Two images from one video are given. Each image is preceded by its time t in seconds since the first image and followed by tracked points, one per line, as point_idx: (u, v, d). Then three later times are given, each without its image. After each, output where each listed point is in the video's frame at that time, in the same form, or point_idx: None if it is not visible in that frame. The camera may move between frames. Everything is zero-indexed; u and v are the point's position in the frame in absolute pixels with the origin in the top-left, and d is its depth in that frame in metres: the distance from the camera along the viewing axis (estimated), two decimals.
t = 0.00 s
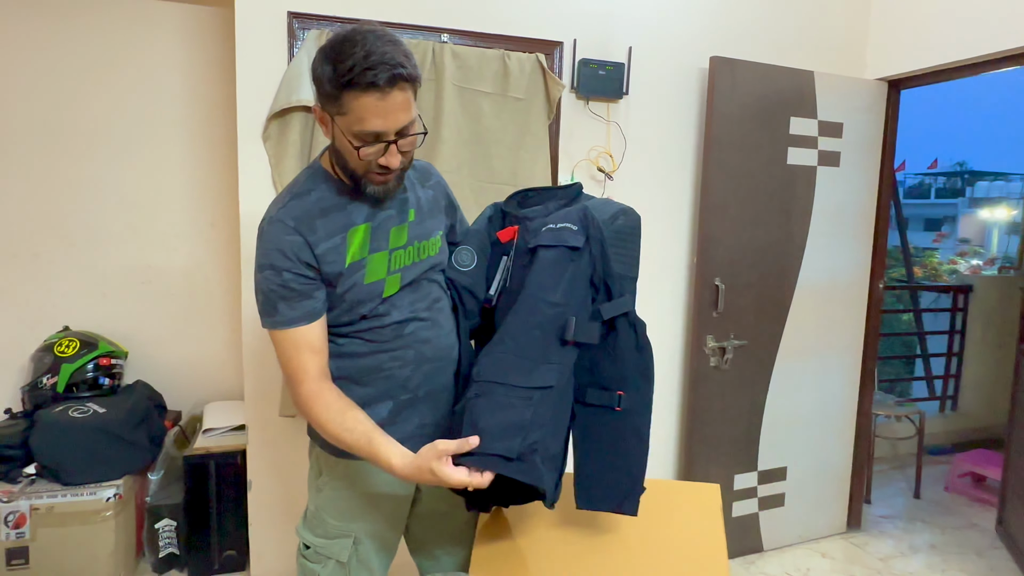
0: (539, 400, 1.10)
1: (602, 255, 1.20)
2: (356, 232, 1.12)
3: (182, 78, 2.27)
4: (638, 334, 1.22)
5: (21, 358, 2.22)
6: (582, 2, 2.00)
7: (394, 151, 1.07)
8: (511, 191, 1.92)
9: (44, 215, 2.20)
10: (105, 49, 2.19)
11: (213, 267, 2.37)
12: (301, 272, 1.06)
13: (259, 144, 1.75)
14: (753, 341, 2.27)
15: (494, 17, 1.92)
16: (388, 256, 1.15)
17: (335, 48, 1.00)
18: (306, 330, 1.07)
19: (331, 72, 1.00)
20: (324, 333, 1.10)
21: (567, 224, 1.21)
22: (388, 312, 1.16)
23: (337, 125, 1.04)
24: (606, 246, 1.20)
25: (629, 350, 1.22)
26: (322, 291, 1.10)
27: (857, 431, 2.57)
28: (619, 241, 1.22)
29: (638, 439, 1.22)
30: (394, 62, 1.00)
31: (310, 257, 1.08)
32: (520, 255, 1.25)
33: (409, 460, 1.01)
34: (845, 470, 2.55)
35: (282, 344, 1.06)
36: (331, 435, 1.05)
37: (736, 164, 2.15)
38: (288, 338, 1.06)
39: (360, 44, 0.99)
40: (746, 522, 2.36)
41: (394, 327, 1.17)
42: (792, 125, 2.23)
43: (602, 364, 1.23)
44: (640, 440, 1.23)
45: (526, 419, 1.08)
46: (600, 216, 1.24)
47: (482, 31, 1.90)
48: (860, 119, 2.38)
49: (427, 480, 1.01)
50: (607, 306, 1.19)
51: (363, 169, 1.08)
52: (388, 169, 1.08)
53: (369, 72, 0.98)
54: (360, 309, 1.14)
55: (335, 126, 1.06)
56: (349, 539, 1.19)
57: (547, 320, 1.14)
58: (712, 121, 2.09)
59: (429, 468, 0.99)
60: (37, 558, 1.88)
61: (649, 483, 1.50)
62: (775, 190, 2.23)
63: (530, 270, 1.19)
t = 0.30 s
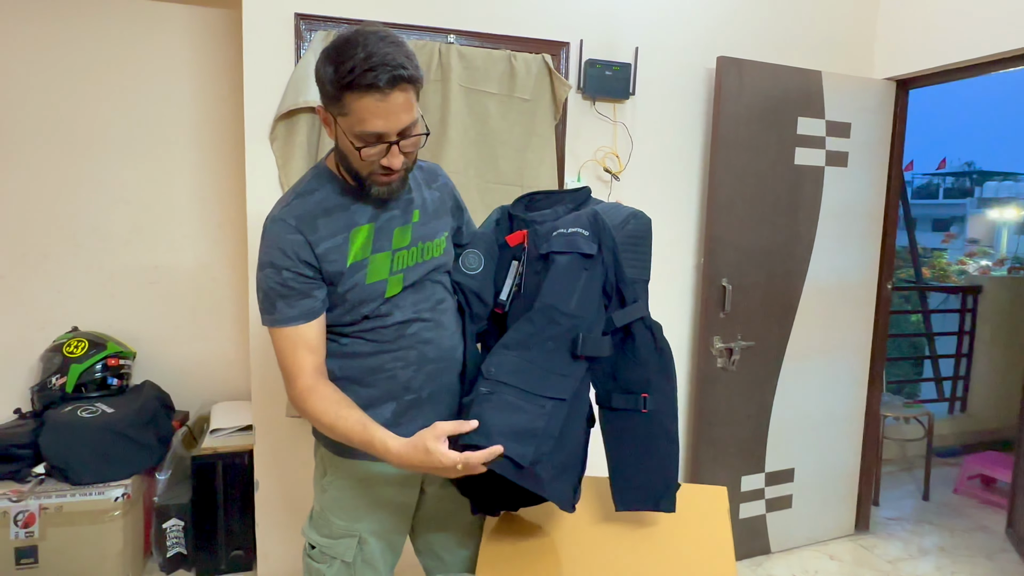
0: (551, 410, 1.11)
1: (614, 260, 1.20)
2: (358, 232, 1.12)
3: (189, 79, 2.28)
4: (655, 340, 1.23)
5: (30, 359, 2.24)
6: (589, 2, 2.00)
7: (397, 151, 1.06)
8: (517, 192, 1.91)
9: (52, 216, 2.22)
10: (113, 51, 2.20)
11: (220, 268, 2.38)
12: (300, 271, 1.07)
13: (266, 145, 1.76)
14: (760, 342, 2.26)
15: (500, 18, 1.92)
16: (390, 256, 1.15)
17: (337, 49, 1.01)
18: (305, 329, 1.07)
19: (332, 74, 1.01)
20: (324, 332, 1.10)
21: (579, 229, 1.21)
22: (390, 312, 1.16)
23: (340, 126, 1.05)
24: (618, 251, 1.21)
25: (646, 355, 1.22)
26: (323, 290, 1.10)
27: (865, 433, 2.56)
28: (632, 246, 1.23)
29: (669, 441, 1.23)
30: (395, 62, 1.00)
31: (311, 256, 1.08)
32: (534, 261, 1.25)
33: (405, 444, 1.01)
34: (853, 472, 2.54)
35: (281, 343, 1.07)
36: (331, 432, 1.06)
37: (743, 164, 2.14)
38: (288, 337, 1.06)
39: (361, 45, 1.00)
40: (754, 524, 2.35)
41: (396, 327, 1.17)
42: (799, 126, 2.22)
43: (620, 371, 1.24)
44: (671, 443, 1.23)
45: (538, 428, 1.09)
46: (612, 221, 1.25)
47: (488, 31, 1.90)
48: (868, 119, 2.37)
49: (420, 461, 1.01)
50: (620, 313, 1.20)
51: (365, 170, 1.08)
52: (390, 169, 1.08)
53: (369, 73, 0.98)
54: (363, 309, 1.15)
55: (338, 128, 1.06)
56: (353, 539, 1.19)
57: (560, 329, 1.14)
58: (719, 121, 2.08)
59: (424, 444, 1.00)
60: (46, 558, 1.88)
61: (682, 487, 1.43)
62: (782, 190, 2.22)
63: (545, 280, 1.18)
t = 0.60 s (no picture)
0: (559, 412, 1.10)
1: (617, 259, 1.20)
2: (362, 232, 1.12)
3: (197, 81, 2.29)
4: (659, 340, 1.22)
5: (40, 359, 2.25)
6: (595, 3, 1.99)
7: (399, 152, 1.07)
8: (523, 192, 1.91)
9: (62, 218, 2.23)
10: (121, 53, 2.22)
11: (227, 269, 2.39)
12: (305, 271, 1.07)
13: (272, 146, 1.77)
14: (768, 343, 2.25)
15: (507, 19, 1.92)
16: (394, 256, 1.15)
17: (338, 51, 1.01)
18: (310, 329, 1.07)
19: (333, 75, 1.01)
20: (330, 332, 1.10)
21: (582, 228, 1.21)
22: (395, 312, 1.16)
23: (342, 128, 1.05)
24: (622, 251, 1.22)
25: (649, 356, 1.22)
26: (328, 290, 1.10)
27: (873, 435, 2.54)
28: (635, 246, 1.24)
29: (666, 438, 1.24)
30: (396, 62, 1.00)
31: (315, 256, 1.08)
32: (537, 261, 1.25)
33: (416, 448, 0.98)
34: (861, 473, 2.52)
35: (289, 344, 1.07)
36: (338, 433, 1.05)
37: (750, 165, 2.13)
38: (293, 338, 1.07)
39: (361, 47, 1.00)
40: (761, 526, 2.34)
41: (402, 327, 1.17)
42: (806, 126, 2.21)
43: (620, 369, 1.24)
44: (668, 441, 1.24)
45: (547, 432, 1.08)
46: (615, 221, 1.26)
47: (494, 32, 1.90)
48: (876, 119, 2.36)
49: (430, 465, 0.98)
50: (624, 313, 1.20)
51: (367, 171, 1.08)
52: (393, 170, 1.08)
53: (370, 74, 0.98)
54: (367, 310, 1.15)
55: (340, 130, 1.06)
56: (359, 539, 1.19)
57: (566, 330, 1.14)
58: (725, 121, 2.08)
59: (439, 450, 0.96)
60: (55, 557, 1.90)
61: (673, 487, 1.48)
62: (790, 191, 2.21)
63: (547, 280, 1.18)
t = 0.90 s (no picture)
0: (571, 421, 1.11)
1: (624, 260, 1.20)
2: (369, 233, 1.13)
3: (206, 82, 2.30)
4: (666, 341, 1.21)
5: (51, 360, 2.27)
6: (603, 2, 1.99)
7: (415, 151, 1.08)
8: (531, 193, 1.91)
9: (72, 219, 2.25)
10: (131, 55, 2.23)
11: (236, 270, 2.40)
12: (314, 272, 1.07)
13: (281, 148, 1.77)
14: (777, 343, 2.24)
15: (514, 19, 1.92)
16: (402, 256, 1.15)
17: (350, 55, 1.01)
18: (321, 329, 1.07)
19: (347, 80, 1.01)
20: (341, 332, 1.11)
21: (590, 230, 1.21)
22: (403, 312, 1.17)
23: (357, 131, 1.05)
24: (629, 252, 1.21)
25: (655, 357, 1.21)
26: (337, 291, 1.11)
27: (883, 435, 2.53)
28: (643, 247, 1.23)
29: (666, 445, 1.21)
30: (410, 62, 1.01)
31: (324, 257, 1.08)
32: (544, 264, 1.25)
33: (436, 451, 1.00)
34: (871, 474, 2.50)
35: (300, 344, 1.07)
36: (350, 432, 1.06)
37: (759, 164, 2.12)
38: (303, 338, 1.07)
39: (375, 51, 1.00)
40: (770, 527, 2.33)
41: (409, 327, 1.17)
42: (815, 125, 2.20)
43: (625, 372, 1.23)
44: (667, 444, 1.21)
45: (557, 439, 1.09)
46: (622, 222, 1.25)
47: (501, 33, 1.90)
48: (886, 117, 2.34)
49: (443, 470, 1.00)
50: (632, 315, 1.19)
51: (383, 172, 1.08)
52: (409, 169, 1.09)
53: (387, 76, 0.99)
54: (375, 310, 1.15)
55: (354, 134, 1.06)
56: (367, 539, 1.19)
57: (574, 333, 1.14)
58: (734, 121, 2.07)
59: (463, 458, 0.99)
60: (67, 556, 1.91)
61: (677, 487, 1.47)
62: (799, 190, 2.20)
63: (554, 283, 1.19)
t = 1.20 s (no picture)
0: (581, 428, 1.10)
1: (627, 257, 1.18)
2: (379, 232, 1.13)
3: (215, 84, 2.31)
4: (676, 338, 1.19)
5: (63, 360, 2.29)
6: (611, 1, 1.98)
7: (431, 148, 1.09)
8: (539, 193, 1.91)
9: (83, 220, 2.26)
10: (140, 56, 2.25)
11: (245, 270, 2.41)
12: (325, 270, 1.08)
13: (290, 148, 1.78)
14: (786, 343, 2.23)
15: (522, 18, 1.91)
16: (411, 256, 1.16)
17: (365, 55, 1.02)
18: (332, 327, 1.08)
19: (364, 81, 1.03)
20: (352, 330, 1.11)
21: (592, 229, 1.19)
22: (411, 312, 1.17)
23: (373, 133, 1.06)
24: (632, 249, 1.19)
25: (666, 355, 1.19)
26: (348, 289, 1.11)
27: (894, 435, 2.50)
28: (648, 244, 1.21)
29: (691, 442, 1.20)
30: (426, 61, 1.03)
31: (334, 255, 1.09)
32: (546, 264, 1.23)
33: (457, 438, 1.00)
34: (882, 475, 2.48)
35: (311, 343, 1.07)
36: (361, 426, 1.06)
37: (768, 162, 2.11)
38: (315, 335, 1.07)
39: (390, 51, 1.01)
40: (780, 527, 2.32)
41: (418, 327, 1.17)
42: (825, 122, 2.18)
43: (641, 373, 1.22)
44: (692, 441, 1.20)
45: (567, 443, 1.08)
46: (626, 219, 1.22)
47: (509, 32, 1.90)
48: (897, 115, 2.32)
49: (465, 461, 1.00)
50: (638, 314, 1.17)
51: (400, 171, 1.09)
52: (426, 166, 1.10)
53: (405, 75, 1.01)
54: (385, 309, 1.15)
55: (370, 136, 1.07)
56: (378, 539, 1.19)
57: (579, 336, 1.12)
58: (743, 119, 2.06)
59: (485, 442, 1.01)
60: (79, 554, 1.93)
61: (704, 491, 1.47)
62: (809, 188, 2.19)
63: (557, 284, 1.17)
